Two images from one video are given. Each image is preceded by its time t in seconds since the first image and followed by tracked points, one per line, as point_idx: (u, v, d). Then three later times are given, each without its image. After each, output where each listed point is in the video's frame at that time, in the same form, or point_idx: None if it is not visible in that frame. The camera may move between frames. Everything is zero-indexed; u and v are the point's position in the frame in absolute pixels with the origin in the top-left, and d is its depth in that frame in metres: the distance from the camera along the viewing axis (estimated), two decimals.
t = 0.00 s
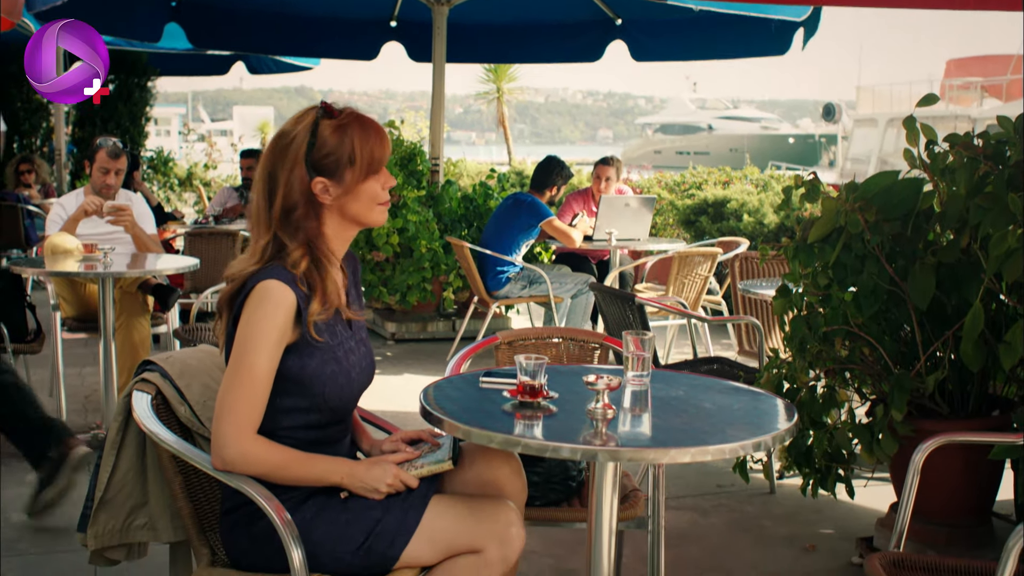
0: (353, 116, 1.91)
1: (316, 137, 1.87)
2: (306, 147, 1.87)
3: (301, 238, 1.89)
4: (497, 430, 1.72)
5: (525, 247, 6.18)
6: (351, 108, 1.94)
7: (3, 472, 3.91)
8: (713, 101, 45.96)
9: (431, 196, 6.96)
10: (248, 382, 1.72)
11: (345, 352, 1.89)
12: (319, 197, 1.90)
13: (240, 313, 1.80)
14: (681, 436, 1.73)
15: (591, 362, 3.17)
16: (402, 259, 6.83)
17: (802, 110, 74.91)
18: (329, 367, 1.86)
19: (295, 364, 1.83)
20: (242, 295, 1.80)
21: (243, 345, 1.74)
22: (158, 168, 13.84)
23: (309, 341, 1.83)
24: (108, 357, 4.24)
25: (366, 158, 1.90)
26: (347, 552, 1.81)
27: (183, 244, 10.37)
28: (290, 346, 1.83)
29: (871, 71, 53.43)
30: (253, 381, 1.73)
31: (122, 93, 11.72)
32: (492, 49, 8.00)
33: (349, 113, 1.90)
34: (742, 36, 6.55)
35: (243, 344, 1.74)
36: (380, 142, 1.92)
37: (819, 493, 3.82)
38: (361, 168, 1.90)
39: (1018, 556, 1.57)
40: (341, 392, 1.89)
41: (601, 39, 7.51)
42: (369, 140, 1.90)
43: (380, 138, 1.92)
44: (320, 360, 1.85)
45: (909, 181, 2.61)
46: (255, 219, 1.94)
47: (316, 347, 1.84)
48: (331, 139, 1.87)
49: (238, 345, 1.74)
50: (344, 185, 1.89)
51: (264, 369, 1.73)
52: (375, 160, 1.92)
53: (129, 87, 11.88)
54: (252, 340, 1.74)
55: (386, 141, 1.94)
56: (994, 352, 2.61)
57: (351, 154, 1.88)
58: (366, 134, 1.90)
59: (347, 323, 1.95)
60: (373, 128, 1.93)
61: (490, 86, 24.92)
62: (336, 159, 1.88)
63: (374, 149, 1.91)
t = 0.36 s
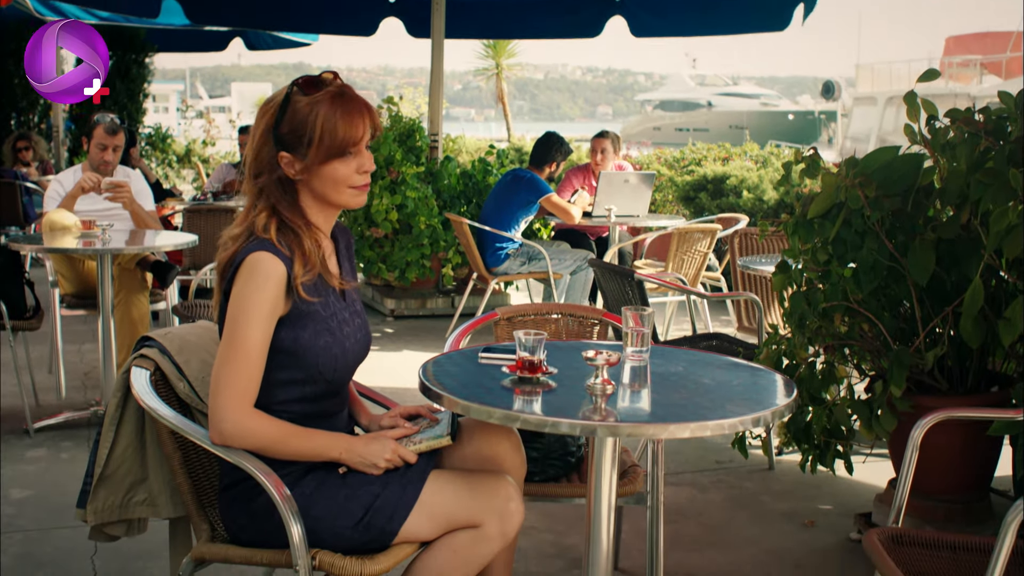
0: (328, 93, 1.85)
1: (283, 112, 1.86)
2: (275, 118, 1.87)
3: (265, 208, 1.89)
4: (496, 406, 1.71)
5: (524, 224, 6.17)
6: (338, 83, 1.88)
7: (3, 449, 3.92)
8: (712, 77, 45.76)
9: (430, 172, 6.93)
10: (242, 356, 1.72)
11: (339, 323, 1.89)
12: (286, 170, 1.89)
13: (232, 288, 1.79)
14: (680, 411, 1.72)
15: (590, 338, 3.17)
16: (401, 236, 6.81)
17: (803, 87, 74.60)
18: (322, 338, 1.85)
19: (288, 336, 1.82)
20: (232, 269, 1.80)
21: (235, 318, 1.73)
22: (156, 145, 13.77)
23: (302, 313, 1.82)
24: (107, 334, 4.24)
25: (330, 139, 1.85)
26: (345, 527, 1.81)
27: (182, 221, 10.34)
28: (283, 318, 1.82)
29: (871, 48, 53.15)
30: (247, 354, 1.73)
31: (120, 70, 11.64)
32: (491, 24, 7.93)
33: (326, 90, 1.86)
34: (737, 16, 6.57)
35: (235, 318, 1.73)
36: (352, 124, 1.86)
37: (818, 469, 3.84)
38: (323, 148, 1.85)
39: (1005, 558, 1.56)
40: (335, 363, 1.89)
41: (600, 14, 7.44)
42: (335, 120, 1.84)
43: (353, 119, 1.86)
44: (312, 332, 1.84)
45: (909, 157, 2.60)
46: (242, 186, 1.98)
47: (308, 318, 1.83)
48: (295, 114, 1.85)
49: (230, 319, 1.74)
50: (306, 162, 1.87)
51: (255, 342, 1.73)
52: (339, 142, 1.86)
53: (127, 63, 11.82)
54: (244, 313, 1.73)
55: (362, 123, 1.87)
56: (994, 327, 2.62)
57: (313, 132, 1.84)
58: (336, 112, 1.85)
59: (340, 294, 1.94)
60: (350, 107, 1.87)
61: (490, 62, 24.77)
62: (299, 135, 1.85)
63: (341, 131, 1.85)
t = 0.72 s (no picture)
0: (314, 77, 1.84)
1: (268, 95, 1.86)
2: (262, 97, 1.87)
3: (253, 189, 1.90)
4: (497, 390, 1.71)
5: (525, 209, 6.17)
6: (328, 67, 1.87)
7: (4, 434, 3.93)
8: (713, 62, 45.61)
9: (431, 157, 6.93)
10: (241, 337, 1.72)
11: (338, 304, 1.88)
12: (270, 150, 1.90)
13: (227, 269, 1.78)
14: (681, 396, 1.72)
15: (591, 323, 3.16)
16: (401, 221, 6.81)
17: (804, 72, 74.35)
18: (321, 319, 1.85)
19: (287, 317, 1.82)
20: (225, 252, 1.80)
21: (232, 299, 1.73)
22: (156, 130, 13.73)
23: (300, 294, 1.82)
24: (108, 319, 4.23)
25: (310, 124, 1.84)
26: (347, 511, 1.81)
27: (183, 206, 10.32)
28: (281, 298, 1.82)
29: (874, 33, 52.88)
30: (246, 336, 1.72)
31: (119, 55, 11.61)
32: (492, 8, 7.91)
33: (312, 73, 1.84)
34: (745, 1, 6.51)
35: (232, 299, 1.73)
36: (334, 112, 1.84)
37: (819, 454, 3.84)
38: (306, 132, 1.85)
39: (1002, 555, 1.55)
40: (334, 343, 1.88)
41: None
42: (319, 104, 1.83)
43: (336, 106, 1.84)
44: (310, 312, 1.84)
45: (910, 142, 2.60)
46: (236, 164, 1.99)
47: (307, 297, 1.83)
48: (279, 96, 1.84)
49: (228, 300, 1.73)
50: (288, 144, 1.87)
51: (253, 323, 1.72)
52: (324, 128, 1.85)
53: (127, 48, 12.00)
54: (241, 294, 1.73)
55: (345, 110, 1.86)
56: (996, 313, 2.62)
57: (297, 117, 1.84)
58: (321, 97, 1.84)
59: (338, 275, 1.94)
60: (335, 92, 1.85)
61: (491, 46, 24.68)
62: (282, 117, 1.85)
63: (322, 118, 1.84)
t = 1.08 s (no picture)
0: (302, 69, 1.85)
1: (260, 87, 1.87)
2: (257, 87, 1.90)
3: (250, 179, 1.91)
4: (498, 380, 1.71)
5: (526, 199, 6.17)
6: (320, 60, 1.87)
7: (5, 424, 3.93)
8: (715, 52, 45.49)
9: (432, 147, 6.92)
10: (242, 326, 1.72)
11: (339, 292, 1.88)
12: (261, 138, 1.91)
13: (227, 258, 1.78)
14: (682, 387, 1.72)
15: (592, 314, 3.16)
16: (403, 212, 6.81)
17: (806, 63, 74.16)
18: (322, 307, 1.85)
19: (288, 305, 1.82)
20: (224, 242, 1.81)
21: (233, 288, 1.73)
22: (157, 121, 13.69)
23: (303, 282, 1.82)
24: (110, 310, 4.24)
25: (291, 116, 1.84)
26: (348, 501, 1.81)
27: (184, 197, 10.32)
28: (282, 287, 1.81)
29: (876, 23, 52.70)
30: (246, 325, 1.72)
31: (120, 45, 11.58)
32: None
33: (301, 66, 1.85)
34: None
35: (232, 288, 1.73)
36: (314, 106, 1.84)
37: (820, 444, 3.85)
38: (295, 124, 1.85)
39: (1001, 555, 1.55)
40: (336, 331, 1.88)
41: None
42: (307, 96, 1.83)
43: (316, 100, 1.84)
44: (312, 300, 1.84)
45: (912, 132, 2.61)
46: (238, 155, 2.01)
47: (308, 285, 1.83)
48: (270, 87, 1.86)
49: (229, 289, 1.73)
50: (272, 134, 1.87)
51: (253, 312, 1.72)
52: (312, 119, 1.85)
53: (128, 38, 12.07)
54: (242, 282, 1.72)
55: (326, 105, 1.85)
56: (997, 304, 2.61)
57: (285, 108, 1.84)
58: (310, 89, 1.84)
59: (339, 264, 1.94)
60: (320, 86, 1.85)
61: (492, 37, 24.64)
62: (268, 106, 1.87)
63: (300, 110, 1.84)
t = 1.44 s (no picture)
0: (319, 77, 1.82)
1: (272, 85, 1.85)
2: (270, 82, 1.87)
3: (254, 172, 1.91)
4: (500, 376, 1.71)
5: (528, 195, 6.16)
6: (336, 68, 1.84)
7: (7, 421, 3.94)
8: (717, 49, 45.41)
9: (434, 144, 6.91)
10: (239, 321, 1.71)
11: (340, 287, 1.88)
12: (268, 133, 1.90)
13: (227, 253, 1.77)
14: (684, 383, 1.72)
15: (594, 310, 3.16)
16: (405, 208, 6.81)
17: (808, 59, 74.05)
18: (324, 302, 1.85)
19: (289, 302, 1.82)
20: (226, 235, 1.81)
21: (232, 284, 1.72)
22: (159, 117, 13.67)
23: (303, 278, 1.82)
24: (111, 306, 4.24)
25: (298, 124, 1.82)
26: (349, 497, 1.81)
27: (186, 193, 10.32)
28: (282, 284, 1.81)
29: (878, 19, 52.62)
30: (243, 319, 1.72)
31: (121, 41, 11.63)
32: None
33: (317, 72, 1.82)
34: None
35: (231, 284, 1.72)
36: (327, 118, 1.82)
37: (822, 441, 3.85)
38: (302, 130, 1.83)
39: (1001, 556, 1.55)
40: (337, 327, 1.88)
41: None
42: (315, 106, 1.81)
43: (329, 113, 1.82)
44: (313, 296, 1.84)
45: (915, 129, 2.60)
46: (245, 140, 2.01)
47: (308, 281, 1.83)
48: (282, 88, 1.83)
49: (227, 284, 1.73)
50: (281, 136, 1.86)
51: (251, 308, 1.72)
52: (320, 129, 1.83)
53: (130, 35, 12.07)
54: (240, 277, 1.72)
55: (338, 118, 1.83)
56: (999, 301, 2.62)
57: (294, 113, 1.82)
58: (323, 97, 1.81)
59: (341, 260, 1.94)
60: (334, 97, 1.83)
61: (494, 33, 24.63)
62: (278, 107, 1.84)
63: (312, 122, 1.82)
